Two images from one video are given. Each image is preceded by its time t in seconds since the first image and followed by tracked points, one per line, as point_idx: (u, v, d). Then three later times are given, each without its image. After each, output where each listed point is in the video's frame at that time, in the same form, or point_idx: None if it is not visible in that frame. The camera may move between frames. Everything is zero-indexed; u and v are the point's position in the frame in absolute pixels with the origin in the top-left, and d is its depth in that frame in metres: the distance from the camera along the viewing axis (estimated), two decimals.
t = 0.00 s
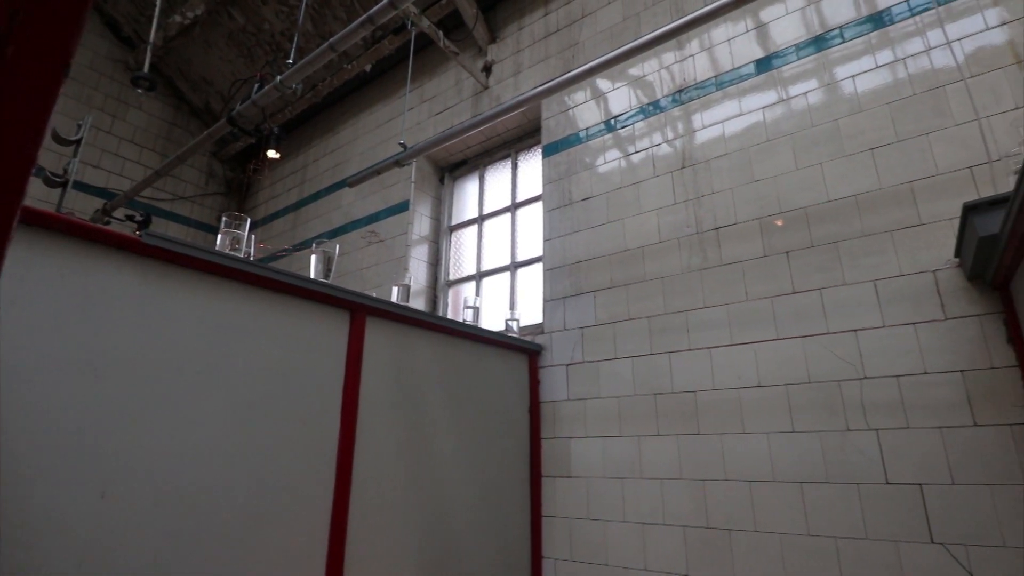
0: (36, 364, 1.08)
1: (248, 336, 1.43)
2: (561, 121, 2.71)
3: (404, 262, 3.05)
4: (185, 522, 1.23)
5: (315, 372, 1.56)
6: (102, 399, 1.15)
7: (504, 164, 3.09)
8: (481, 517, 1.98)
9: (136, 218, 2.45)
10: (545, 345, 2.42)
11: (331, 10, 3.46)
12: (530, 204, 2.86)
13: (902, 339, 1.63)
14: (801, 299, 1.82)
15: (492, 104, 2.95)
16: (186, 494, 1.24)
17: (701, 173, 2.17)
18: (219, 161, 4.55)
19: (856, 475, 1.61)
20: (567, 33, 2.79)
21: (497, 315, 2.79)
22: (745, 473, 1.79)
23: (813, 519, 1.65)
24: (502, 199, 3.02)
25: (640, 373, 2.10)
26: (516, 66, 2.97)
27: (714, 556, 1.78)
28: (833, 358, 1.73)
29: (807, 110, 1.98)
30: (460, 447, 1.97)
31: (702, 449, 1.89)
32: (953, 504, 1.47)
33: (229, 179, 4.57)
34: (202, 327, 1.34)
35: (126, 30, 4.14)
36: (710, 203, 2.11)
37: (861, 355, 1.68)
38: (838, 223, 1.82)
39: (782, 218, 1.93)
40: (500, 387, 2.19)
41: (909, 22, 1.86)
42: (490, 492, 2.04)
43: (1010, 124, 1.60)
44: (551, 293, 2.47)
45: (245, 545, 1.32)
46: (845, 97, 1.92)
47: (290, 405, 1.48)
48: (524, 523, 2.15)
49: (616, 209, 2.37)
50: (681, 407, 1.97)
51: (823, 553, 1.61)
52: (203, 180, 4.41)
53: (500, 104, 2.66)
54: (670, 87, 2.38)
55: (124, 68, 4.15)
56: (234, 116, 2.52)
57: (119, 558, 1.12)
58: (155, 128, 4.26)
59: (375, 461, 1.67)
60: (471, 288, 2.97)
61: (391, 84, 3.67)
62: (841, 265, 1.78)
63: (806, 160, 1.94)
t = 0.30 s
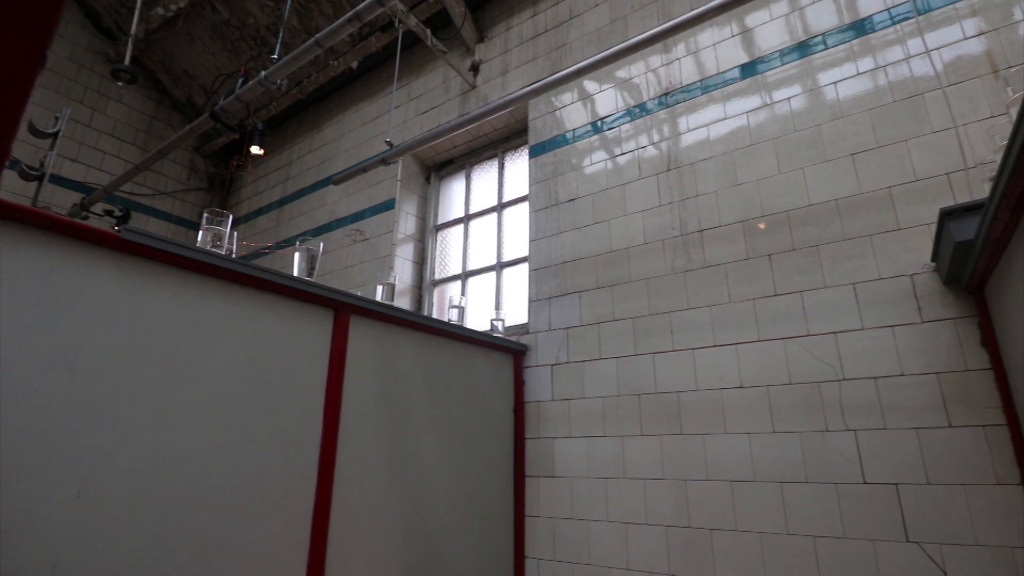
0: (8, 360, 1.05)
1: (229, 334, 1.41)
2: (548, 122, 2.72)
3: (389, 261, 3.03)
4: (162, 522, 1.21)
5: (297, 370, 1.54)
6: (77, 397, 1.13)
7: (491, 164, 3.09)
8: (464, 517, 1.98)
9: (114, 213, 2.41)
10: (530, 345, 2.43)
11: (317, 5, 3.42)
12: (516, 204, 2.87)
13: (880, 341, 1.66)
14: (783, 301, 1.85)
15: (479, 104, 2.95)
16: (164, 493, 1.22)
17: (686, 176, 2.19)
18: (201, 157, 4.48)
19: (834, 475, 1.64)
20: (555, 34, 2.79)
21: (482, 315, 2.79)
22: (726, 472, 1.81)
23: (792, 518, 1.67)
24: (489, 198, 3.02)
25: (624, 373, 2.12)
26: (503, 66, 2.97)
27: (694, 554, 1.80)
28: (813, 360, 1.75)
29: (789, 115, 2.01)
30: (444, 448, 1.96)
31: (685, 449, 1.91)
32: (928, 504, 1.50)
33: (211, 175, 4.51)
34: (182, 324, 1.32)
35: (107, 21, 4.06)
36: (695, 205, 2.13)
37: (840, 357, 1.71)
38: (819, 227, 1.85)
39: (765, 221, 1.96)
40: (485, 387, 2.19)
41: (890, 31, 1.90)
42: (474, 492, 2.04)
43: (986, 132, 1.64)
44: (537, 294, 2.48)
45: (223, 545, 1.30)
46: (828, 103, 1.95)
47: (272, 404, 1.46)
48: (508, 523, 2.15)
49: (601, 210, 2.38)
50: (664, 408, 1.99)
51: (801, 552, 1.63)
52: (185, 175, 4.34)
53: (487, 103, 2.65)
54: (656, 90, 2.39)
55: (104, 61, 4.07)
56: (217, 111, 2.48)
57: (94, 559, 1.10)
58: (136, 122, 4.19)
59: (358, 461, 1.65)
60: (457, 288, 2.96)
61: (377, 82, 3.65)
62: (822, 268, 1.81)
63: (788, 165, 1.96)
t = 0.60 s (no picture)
0: None
1: (210, 332, 1.39)
2: (535, 123, 2.72)
3: (375, 259, 3.01)
4: (139, 524, 1.19)
5: (280, 370, 1.53)
6: (53, 396, 1.10)
7: (478, 164, 3.09)
8: (448, 517, 1.97)
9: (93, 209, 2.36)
10: (515, 345, 2.43)
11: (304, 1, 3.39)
12: (503, 204, 2.86)
13: (859, 343, 1.69)
14: (765, 303, 1.87)
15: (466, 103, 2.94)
16: (142, 495, 1.20)
17: (671, 178, 2.21)
18: (183, 152, 4.41)
19: (814, 475, 1.66)
20: (543, 35, 2.80)
21: (468, 315, 2.79)
22: (708, 472, 1.83)
23: (772, 518, 1.69)
24: (475, 198, 3.01)
25: (608, 374, 2.13)
26: (491, 66, 2.97)
27: (675, 554, 1.81)
28: (794, 361, 1.78)
29: (773, 120, 2.04)
30: (428, 448, 1.96)
31: (668, 450, 1.92)
32: (904, 504, 1.53)
33: (194, 170, 4.44)
34: (161, 323, 1.30)
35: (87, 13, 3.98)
36: (680, 208, 2.15)
37: (821, 359, 1.74)
38: (800, 231, 1.87)
39: (748, 224, 1.98)
40: (469, 387, 2.18)
41: (872, 38, 1.93)
42: (458, 492, 2.03)
43: (963, 139, 1.68)
44: (522, 294, 2.48)
45: (202, 547, 1.28)
46: (811, 108, 1.97)
47: (254, 404, 1.44)
48: (491, 523, 2.15)
49: (588, 211, 2.39)
50: (648, 408, 2.00)
51: (780, 551, 1.66)
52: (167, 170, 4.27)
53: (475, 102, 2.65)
54: (643, 92, 2.41)
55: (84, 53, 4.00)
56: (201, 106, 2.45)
57: (68, 561, 1.08)
58: (117, 116, 4.12)
59: (341, 461, 1.64)
60: (442, 287, 2.96)
61: (364, 79, 3.62)
62: (803, 271, 1.83)
63: (772, 168, 1.99)
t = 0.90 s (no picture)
0: None
1: (194, 330, 1.37)
2: (524, 123, 2.72)
3: (362, 258, 3.00)
4: (120, 524, 1.17)
5: (265, 369, 1.51)
6: (33, 394, 1.09)
7: (467, 164, 3.08)
8: (434, 517, 1.97)
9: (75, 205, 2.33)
10: (503, 345, 2.43)
11: None
12: (492, 204, 2.86)
13: (842, 345, 1.71)
14: (750, 305, 1.89)
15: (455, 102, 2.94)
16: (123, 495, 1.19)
17: (659, 180, 2.22)
18: (168, 148, 4.35)
19: (797, 475, 1.68)
20: (532, 35, 2.80)
21: (455, 314, 2.78)
22: (693, 472, 1.84)
23: (757, 518, 1.71)
24: (464, 198, 3.01)
25: (595, 374, 2.14)
26: (481, 66, 2.96)
27: (660, 553, 1.83)
28: (778, 362, 1.80)
29: (760, 123, 2.06)
30: (415, 448, 1.95)
31: (653, 450, 1.94)
32: (884, 503, 1.56)
33: (178, 167, 4.39)
34: (144, 321, 1.28)
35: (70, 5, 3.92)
36: (667, 209, 2.16)
37: (804, 361, 1.76)
38: (785, 234, 1.90)
39: (734, 226, 2.00)
40: (456, 387, 2.18)
41: (856, 44, 1.96)
42: (444, 492, 2.03)
43: (944, 145, 1.71)
44: (510, 294, 2.48)
45: (184, 547, 1.27)
46: (797, 113, 2.00)
47: (238, 403, 1.43)
48: (478, 523, 2.15)
49: (576, 212, 2.39)
50: (635, 408, 2.01)
51: (764, 550, 1.67)
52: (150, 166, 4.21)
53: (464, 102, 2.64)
54: (631, 94, 2.42)
55: (66, 46, 3.93)
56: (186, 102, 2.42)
57: (46, 562, 1.06)
58: (100, 111, 4.06)
59: (326, 461, 1.63)
60: (430, 287, 2.95)
61: (353, 77, 3.60)
62: (787, 273, 1.86)
63: (758, 171, 2.01)
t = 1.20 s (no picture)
0: None
1: (178, 329, 1.36)
2: (514, 123, 2.72)
3: (351, 257, 2.98)
4: (102, 525, 1.16)
5: (250, 368, 1.50)
6: (13, 393, 1.07)
7: (457, 163, 3.08)
8: (421, 518, 1.96)
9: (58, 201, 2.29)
10: (491, 345, 2.43)
11: None
12: (481, 204, 2.86)
13: (827, 347, 1.73)
14: (737, 306, 1.91)
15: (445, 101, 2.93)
16: (105, 495, 1.17)
17: (648, 182, 2.23)
18: (154, 144, 4.30)
19: (782, 475, 1.70)
20: (523, 35, 2.81)
21: (444, 314, 2.78)
22: (679, 472, 1.86)
23: (743, 518, 1.72)
24: (453, 197, 3.00)
25: (583, 374, 2.14)
26: (471, 65, 2.96)
27: (646, 552, 1.84)
28: (764, 364, 1.81)
29: (747, 126, 2.08)
30: (402, 448, 1.94)
31: (640, 450, 1.95)
32: (867, 503, 1.58)
33: (164, 163, 4.34)
34: (127, 319, 1.27)
35: None
36: (656, 211, 2.18)
37: (789, 362, 1.78)
38: (771, 236, 1.91)
39: (721, 228, 2.02)
40: (444, 387, 2.18)
41: (843, 49, 1.98)
42: (431, 492, 2.02)
43: (927, 150, 1.74)
44: (499, 294, 2.48)
45: (166, 548, 1.26)
46: (784, 116, 2.02)
47: (222, 403, 1.42)
48: (465, 523, 2.15)
49: (566, 212, 2.40)
50: (622, 409, 2.02)
51: (748, 550, 1.69)
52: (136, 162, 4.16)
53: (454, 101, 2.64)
54: (621, 96, 2.43)
55: (50, 39, 3.87)
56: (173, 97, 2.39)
57: (25, 564, 1.04)
58: (84, 105, 4.00)
59: (312, 461, 1.62)
60: (419, 287, 2.94)
61: (342, 75, 3.58)
62: (774, 275, 1.87)
63: (745, 174, 2.03)
